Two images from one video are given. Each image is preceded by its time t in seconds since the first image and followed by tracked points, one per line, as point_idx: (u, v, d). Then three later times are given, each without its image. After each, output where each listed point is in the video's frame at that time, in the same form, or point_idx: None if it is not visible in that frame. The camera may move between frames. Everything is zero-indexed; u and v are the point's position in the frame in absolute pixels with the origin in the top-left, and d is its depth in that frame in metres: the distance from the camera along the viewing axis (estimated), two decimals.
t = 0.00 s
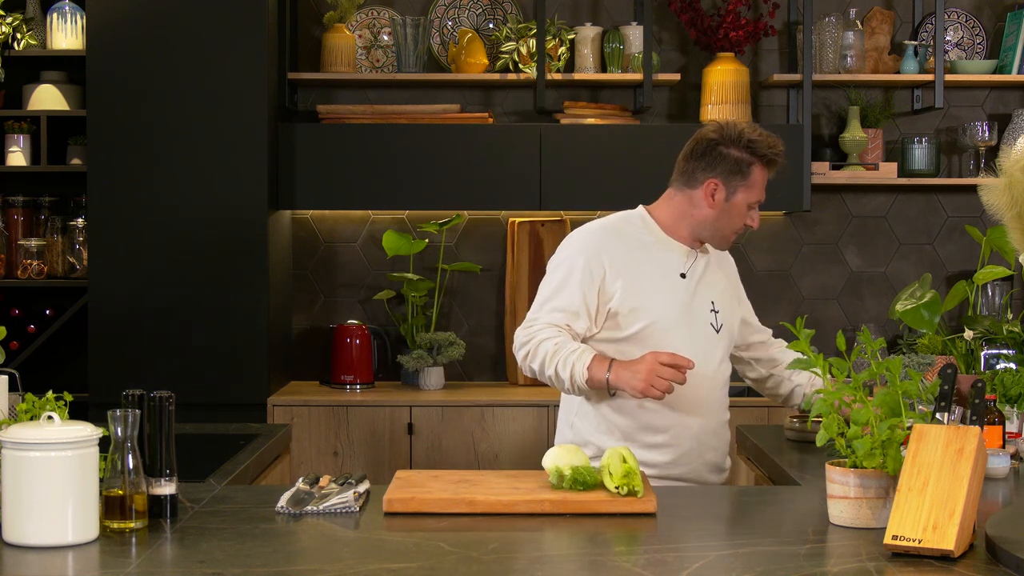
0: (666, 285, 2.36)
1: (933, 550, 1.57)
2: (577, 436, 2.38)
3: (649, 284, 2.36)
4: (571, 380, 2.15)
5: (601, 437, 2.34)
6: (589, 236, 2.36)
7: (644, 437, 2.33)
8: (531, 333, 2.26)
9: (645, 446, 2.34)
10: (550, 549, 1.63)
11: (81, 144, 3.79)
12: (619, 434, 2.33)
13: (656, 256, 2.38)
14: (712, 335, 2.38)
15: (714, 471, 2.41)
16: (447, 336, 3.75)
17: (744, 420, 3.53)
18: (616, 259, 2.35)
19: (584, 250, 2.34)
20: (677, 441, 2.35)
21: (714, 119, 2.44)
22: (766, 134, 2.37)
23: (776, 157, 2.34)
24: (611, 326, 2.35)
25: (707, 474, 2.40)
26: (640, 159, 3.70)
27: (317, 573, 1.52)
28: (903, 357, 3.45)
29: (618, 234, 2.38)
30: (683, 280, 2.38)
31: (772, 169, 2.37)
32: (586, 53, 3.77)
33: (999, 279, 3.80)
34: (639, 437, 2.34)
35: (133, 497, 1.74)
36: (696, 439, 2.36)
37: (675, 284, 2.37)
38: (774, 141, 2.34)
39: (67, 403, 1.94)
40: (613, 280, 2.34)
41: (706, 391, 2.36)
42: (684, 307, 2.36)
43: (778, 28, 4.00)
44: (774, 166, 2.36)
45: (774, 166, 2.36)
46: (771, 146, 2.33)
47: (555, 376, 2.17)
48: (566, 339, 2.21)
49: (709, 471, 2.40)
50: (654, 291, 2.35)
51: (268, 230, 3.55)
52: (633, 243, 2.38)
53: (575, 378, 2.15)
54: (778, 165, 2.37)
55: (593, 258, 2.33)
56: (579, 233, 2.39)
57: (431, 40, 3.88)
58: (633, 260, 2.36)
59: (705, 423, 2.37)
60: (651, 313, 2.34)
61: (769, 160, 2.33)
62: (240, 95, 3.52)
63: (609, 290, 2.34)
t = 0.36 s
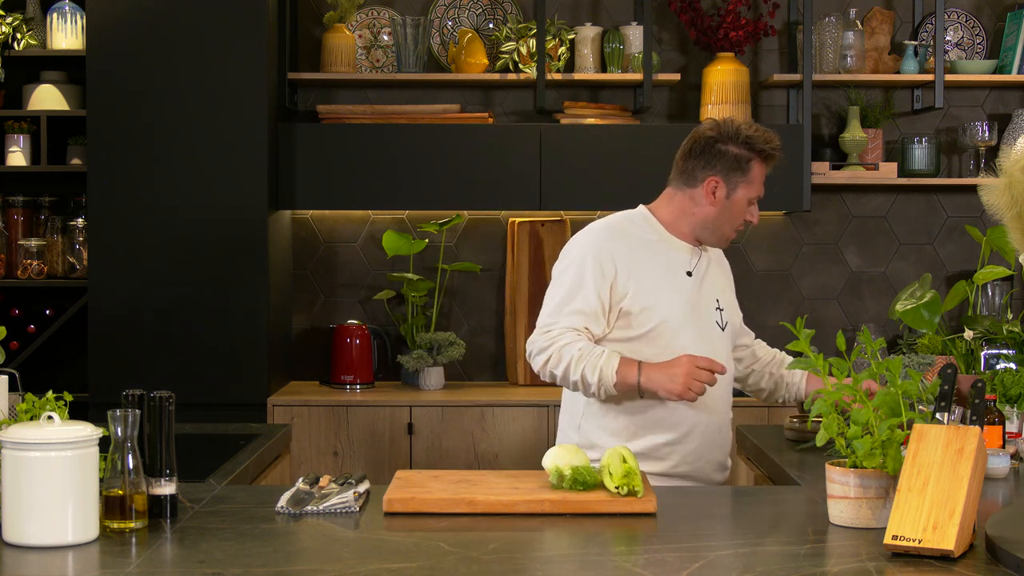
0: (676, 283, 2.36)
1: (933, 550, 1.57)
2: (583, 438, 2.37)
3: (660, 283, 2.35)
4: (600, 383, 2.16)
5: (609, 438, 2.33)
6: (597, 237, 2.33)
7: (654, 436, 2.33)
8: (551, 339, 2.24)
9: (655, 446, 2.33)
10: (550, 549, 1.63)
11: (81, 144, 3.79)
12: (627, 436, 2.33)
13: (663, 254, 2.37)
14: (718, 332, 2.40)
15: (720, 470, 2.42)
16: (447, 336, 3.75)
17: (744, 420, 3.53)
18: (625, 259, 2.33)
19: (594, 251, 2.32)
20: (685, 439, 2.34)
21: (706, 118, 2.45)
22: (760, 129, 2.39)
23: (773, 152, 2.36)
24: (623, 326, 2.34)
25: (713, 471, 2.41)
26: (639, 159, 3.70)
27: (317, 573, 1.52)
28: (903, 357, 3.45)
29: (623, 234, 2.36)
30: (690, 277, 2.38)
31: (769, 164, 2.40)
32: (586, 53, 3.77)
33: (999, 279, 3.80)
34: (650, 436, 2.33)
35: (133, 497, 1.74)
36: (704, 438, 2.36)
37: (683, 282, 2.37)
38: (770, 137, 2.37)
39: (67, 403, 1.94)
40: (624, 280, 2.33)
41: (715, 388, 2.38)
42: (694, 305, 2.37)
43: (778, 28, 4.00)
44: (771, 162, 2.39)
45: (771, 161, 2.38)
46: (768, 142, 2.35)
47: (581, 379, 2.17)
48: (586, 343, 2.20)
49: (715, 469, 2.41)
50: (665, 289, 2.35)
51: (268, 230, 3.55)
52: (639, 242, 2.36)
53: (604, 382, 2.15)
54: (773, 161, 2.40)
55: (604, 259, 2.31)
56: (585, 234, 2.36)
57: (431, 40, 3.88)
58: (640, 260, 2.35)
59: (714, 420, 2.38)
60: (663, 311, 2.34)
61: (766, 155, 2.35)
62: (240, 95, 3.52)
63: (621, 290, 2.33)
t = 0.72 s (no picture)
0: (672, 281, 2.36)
1: (933, 551, 1.57)
2: (579, 437, 2.37)
3: (656, 282, 2.35)
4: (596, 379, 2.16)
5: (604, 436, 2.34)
6: (593, 236, 2.34)
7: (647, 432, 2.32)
8: (547, 337, 2.24)
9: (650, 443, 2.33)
10: (550, 549, 1.63)
11: (81, 144, 3.79)
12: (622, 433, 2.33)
13: (659, 252, 2.37)
14: (715, 331, 2.40)
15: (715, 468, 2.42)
16: (447, 336, 3.75)
17: (744, 420, 3.53)
18: (621, 258, 2.34)
19: (590, 250, 2.32)
20: (680, 438, 2.34)
21: (697, 115, 2.45)
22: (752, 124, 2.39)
23: (766, 146, 2.36)
24: (619, 323, 2.35)
25: (708, 470, 2.41)
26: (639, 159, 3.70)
27: (317, 573, 1.52)
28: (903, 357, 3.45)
29: (620, 233, 2.36)
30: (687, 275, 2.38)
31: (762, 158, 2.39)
32: (586, 53, 3.77)
33: (999, 279, 3.80)
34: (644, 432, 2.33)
35: (133, 497, 1.74)
36: (699, 435, 2.36)
37: (680, 280, 2.37)
38: (761, 131, 2.37)
39: (67, 403, 1.94)
40: (620, 278, 2.33)
41: (713, 385, 2.38)
42: (690, 303, 2.37)
43: (778, 28, 4.00)
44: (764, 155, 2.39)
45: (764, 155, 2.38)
46: (759, 136, 2.35)
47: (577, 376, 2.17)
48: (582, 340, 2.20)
49: (711, 468, 2.41)
50: (661, 287, 2.35)
51: (268, 230, 3.55)
52: (634, 241, 2.37)
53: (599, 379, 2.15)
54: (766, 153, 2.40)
55: (599, 258, 2.32)
56: (581, 233, 2.37)
57: (431, 40, 3.88)
58: (636, 258, 2.35)
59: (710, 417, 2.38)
60: (659, 310, 2.34)
61: (759, 150, 2.35)
62: (240, 95, 3.52)
63: (616, 288, 2.33)
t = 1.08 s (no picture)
0: (657, 279, 2.36)
1: (933, 550, 1.57)
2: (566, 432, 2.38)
3: (646, 278, 2.35)
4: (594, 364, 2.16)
5: (593, 429, 2.34)
6: (579, 232, 2.36)
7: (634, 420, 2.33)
8: (543, 330, 2.25)
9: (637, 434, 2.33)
10: (550, 549, 1.63)
11: (81, 144, 3.79)
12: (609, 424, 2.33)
13: (646, 249, 2.37)
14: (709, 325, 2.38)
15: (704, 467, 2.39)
16: (447, 336, 3.75)
17: (744, 420, 3.53)
18: (608, 253, 2.35)
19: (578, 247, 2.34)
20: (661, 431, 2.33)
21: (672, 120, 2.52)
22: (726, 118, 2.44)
23: (738, 131, 2.39)
24: (605, 320, 2.35)
25: (696, 469, 2.38)
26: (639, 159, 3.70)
27: (317, 573, 1.52)
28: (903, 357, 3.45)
29: (609, 231, 2.37)
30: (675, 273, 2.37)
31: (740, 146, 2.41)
32: (586, 53, 3.77)
33: (999, 279, 3.80)
34: (630, 422, 2.33)
35: (133, 497, 1.74)
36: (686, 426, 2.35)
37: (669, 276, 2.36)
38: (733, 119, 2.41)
39: (67, 403, 1.94)
40: (608, 273, 2.34)
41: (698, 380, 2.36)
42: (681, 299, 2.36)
43: (778, 27, 3.99)
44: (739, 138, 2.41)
45: (739, 141, 2.40)
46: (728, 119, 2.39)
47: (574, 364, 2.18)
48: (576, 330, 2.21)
49: (701, 465, 2.38)
50: (651, 283, 2.35)
51: (268, 230, 3.55)
52: (623, 239, 2.37)
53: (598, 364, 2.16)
54: (742, 137, 2.41)
55: (584, 255, 2.34)
56: (569, 230, 2.39)
57: (431, 40, 3.88)
58: (625, 256, 2.35)
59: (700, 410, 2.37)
60: (649, 306, 2.34)
61: (730, 134, 2.39)
62: (240, 95, 3.52)
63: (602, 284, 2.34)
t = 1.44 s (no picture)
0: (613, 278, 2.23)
1: (933, 550, 1.57)
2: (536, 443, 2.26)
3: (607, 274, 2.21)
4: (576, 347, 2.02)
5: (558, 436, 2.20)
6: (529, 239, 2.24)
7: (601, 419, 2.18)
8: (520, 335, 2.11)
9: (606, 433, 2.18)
10: (550, 549, 1.63)
11: (81, 144, 3.79)
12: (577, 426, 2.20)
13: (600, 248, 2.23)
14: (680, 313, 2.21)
15: (684, 464, 2.22)
16: (447, 336, 3.75)
17: (744, 420, 3.53)
18: (562, 255, 2.21)
19: (534, 251, 2.21)
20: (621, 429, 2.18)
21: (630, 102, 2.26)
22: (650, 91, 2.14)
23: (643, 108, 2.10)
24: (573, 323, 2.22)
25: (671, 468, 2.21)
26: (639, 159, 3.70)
27: (316, 573, 1.52)
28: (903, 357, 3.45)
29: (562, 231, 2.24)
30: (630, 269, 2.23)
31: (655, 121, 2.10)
32: (586, 53, 3.76)
33: (999, 279, 3.80)
34: (596, 420, 2.18)
35: (133, 497, 1.73)
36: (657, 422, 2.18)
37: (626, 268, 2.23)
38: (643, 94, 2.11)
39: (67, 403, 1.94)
40: (567, 272, 2.21)
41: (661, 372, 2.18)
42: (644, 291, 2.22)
43: (778, 27, 3.99)
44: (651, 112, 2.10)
45: (649, 117, 2.10)
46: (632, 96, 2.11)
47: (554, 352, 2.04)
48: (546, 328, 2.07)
49: (675, 464, 2.21)
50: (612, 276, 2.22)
51: (268, 230, 3.55)
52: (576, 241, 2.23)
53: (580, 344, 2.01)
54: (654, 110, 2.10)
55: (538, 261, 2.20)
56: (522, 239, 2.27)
57: (431, 40, 3.88)
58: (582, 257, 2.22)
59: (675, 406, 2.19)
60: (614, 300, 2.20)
61: (633, 113, 2.10)
62: (241, 95, 3.52)
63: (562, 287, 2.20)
